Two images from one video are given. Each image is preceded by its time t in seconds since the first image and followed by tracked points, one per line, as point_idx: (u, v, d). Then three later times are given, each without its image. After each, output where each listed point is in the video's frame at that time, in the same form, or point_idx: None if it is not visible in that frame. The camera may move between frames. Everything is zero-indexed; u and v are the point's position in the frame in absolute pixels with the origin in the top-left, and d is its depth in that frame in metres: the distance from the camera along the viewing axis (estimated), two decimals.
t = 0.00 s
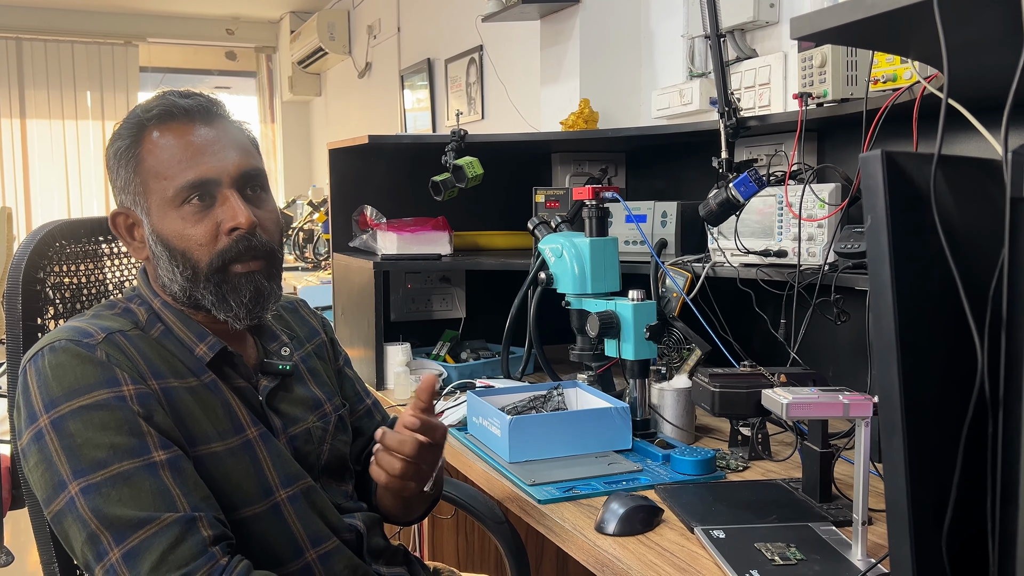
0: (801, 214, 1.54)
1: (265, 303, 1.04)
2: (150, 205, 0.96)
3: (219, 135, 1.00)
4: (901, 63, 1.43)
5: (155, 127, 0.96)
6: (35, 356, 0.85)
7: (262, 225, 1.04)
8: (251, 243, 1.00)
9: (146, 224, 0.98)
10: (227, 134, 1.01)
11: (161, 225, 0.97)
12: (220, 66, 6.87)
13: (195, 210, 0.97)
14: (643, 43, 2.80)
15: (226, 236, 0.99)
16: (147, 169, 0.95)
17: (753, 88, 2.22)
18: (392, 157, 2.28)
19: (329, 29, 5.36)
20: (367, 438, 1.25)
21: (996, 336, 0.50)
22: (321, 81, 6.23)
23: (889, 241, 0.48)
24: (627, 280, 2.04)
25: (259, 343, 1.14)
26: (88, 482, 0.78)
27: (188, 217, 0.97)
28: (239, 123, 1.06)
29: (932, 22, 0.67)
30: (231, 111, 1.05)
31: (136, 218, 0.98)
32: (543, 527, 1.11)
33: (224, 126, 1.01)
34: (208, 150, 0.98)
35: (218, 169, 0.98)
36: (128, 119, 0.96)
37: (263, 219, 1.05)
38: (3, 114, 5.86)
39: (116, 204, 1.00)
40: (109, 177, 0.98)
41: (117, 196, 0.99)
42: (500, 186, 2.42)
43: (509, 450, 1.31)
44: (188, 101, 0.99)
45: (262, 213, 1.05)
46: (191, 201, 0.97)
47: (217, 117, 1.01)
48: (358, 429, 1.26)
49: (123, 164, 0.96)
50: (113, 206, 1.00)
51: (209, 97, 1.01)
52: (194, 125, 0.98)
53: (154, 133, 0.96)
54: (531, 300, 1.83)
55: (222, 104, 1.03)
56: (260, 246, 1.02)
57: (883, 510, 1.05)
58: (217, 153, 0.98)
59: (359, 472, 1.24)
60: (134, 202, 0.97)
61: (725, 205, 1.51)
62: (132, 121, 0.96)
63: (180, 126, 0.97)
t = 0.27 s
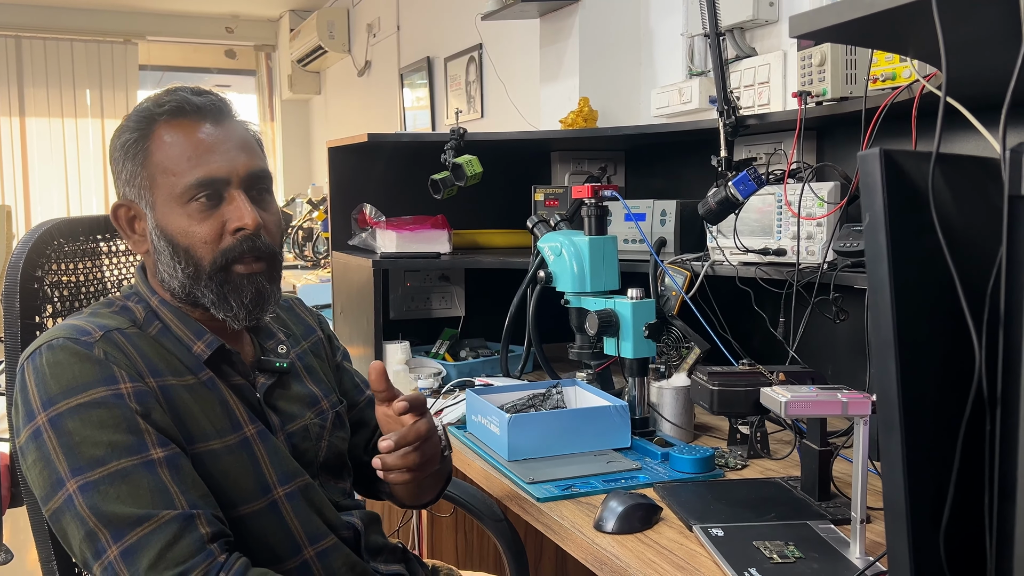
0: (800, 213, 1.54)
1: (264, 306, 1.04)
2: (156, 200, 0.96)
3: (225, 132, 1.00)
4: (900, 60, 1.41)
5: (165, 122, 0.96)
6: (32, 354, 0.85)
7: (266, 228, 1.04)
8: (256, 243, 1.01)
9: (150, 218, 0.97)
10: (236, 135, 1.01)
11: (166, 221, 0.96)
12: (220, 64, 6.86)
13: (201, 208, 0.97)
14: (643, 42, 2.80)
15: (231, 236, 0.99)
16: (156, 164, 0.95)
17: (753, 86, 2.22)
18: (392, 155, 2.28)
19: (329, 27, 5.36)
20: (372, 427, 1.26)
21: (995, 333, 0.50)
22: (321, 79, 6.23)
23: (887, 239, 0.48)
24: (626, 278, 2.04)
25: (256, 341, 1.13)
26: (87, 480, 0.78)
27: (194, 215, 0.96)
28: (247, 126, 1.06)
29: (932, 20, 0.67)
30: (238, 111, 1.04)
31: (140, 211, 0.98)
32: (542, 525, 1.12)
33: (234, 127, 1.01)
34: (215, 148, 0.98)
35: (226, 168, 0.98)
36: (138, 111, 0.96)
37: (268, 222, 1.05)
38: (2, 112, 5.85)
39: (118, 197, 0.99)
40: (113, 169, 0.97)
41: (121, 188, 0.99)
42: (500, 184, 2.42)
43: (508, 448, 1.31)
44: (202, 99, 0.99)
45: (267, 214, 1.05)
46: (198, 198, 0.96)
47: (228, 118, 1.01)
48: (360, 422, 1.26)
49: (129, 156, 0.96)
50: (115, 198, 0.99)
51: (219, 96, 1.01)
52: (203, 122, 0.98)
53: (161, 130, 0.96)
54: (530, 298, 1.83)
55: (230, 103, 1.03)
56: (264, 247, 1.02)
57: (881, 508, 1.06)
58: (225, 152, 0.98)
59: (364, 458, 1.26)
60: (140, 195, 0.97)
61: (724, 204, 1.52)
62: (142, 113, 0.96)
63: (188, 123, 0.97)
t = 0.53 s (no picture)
0: (800, 211, 1.54)
1: (264, 309, 1.04)
2: (158, 196, 0.96)
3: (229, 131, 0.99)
4: (900, 60, 1.41)
5: (169, 120, 0.96)
6: (27, 355, 0.85)
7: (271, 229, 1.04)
8: (260, 247, 1.01)
9: (150, 214, 0.97)
10: (240, 135, 1.01)
11: (167, 218, 0.96)
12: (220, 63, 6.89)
13: (205, 207, 0.97)
14: (643, 40, 2.80)
15: (234, 237, 0.99)
16: (158, 161, 0.95)
17: (753, 85, 2.22)
18: (392, 153, 2.28)
19: (328, 26, 5.35)
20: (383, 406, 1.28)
21: (995, 332, 0.50)
22: (321, 77, 6.22)
23: (887, 237, 0.48)
24: (626, 276, 2.04)
25: (251, 338, 1.13)
26: (83, 481, 0.78)
27: (198, 213, 0.96)
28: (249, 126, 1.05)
29: (932, 19, 0.67)
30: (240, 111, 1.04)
31: (138, 205, 0.97)
32: (542, 523, 1.12)
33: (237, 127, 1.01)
34: (219, 147, 0.97)
35: (229, 168, 0.97)
36: (143, 102, 0.96)
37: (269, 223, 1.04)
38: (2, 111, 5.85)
39: (113, 191, 0.98)
40: (111, 163, 0.97)
41: (117, 182, 0.98)
42: (500, 183, 2.43)
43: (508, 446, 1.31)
44: (210, 96, 0.99)
45: (269, 215, 1.05)
46: (202, 198, 0.96)
47: (231, 117, 1.01)
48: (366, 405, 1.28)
49: (130, 150, 0.96)
50: (110, 192, 0.99)
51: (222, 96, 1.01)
52: (205, 120, 0.97)
53: (164, 128, 0.95)
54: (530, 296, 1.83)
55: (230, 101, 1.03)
56: (265, 251, 1.02)
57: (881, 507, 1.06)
58: (228, 151, 0.98)
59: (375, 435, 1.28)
60: (140, 190, 0.96)
61: (724, 202, 1.52)
62: (148, 106, 0.96)
63: (192, 120, 0.97)
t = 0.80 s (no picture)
0: (800, 210, 1.54)
1: (252, 305, 1.02)
2: (134, 205, 0.96)
3: (206, 132, 1.00)
4: (900, 58, 1.42)
5: (139, 125, 0.96)
6: (22, 356, 0.85)
7: (249, 228, 1.03)
8: (237, 247, 0.99)
9: (131, 223, 0.98)
10: (214, 130, 1.01)
11: (145, 226, 0.97)
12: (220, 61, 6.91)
13: (184, 207, 0.97)
14: (642, 39, 2.80)
15: (212, 237, 0.98)
16: (131, 167, 0.95)
17: (753, 84, 2.22)
18: (391, 152, 2.28)
19: (328, 24, 5.35)
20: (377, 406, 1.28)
21: (995, 331, 0.50)
22: (320, 76, 6.22)
23: (887, 236, 0.48)
24: (625, 275, 2.04)
25: (249, 339, 1.12)
26: (80, 482, 0.78)
27: (173, 218, 0.96)
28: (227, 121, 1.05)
29: (932, 17, 0.67)
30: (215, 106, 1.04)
31: (121, 216, 0.98)
32: (542, 522, 1.12)
33: (210, 122, 1.01)
34: (195, 147, 0.98)
35: (203, 168, 0.98)
36: (112, 112, 0.96)
37: (250, 219, 1.04)
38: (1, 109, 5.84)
39: (99, 203, 1.00)
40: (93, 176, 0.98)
41: (101, 194, 0.99)
42: (499, 181, 2.42)
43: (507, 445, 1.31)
44: (176, 97, 0.98)
45: (249, 211, 1.04)
46: (175, 201, 0.96)
47: (204, 112, 1.01)
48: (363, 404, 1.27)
49: (105, 161, 0.96)
50: (96, 204, 1.00)
51: (196, 92, 1.01)
52: (178, 122, 0.98)
53: (139, 127, 0.96)
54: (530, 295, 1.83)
55: (207, 96, 1.03)
56: (245, 250, 1.00)
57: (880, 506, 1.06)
58: (203, 151, 0.98)
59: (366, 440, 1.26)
60: (118, 200, 0.97)
61: (724, 201, 1.52)
62: (115, 116, 0.95)
63: (167, 122, 0.97)
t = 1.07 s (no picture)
0: (799, 209, 1.54)
1: (255, 286, 1.03)
2: (124, 205, 0.96)
3: (186, 123, 1.00)
4: (901, 56, 1.41)
5: (116, 125, 0.95)
6: (23, 352, 0.85)
7: (239, 210, 1.04)
8: (231, 229, 1.00)
9: (123, 224, 0.97)
10: (193, 120, 1.01)
11: (138, 223, 0.96)
12: (219, 60, 6.91)
13: (168, 204, 0.97)
14: (642, 37, 2.80)
15: (204, 225, 0.98)
16: (114, 168, 0.95)
17: (753, 82, 2.22)
18: (391, 150, 2.28)
19: (328, 22, 5.33)
20: (373, 419, 1.26)
21: (996, 329, 0.50)
22: (320, 74, 6.21)
23: (889, 232, 0.48)
24: (625, 273, 2.04)
25: (251, 336, 1.13)
26: (80, 478, 0.78)
27: (163, 210, 0.97)
28: (204, 112, 1.05)
29: (933, 15, 0.67)
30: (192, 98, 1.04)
31: (112, 219, 0.98)
32: (542, 520, 1.12)
33: (187, 113, 1.01)
34: (175, 141, 0.97)
35: (186, 160, 0.98)
36: (88, 117, 0.95)
37: (241, 203, 1.05)
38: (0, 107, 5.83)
39: (89, 209, 0.99)
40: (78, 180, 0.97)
41: (90, 199, 0.98)
42: (499, 180, 2.42)
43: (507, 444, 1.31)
44: (147, 94, 0.97)
45: (239, 197, 1.06)
46: (163, 194, 0.97)
47: (179, 105, 1.00)
48: (359, 415, 1.25)
49: (89, 165, 0.95)
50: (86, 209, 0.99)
51: (168, 88, 1.01)
52: (158, 118, 0.97)
53: (131, 125, 0.95)
54: (530, 293, 1.83)
55: (181, 92, 1.03)
56: (241, 231, 1.01)
57: (880, 504, 1.06)
58: (184, 143, 0.98)
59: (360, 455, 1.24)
60: (107, 203, 0.97)
61: (724, 199, 1.51)
62: (91, 121, 0.94)
63: (149, 118, 0.96)
